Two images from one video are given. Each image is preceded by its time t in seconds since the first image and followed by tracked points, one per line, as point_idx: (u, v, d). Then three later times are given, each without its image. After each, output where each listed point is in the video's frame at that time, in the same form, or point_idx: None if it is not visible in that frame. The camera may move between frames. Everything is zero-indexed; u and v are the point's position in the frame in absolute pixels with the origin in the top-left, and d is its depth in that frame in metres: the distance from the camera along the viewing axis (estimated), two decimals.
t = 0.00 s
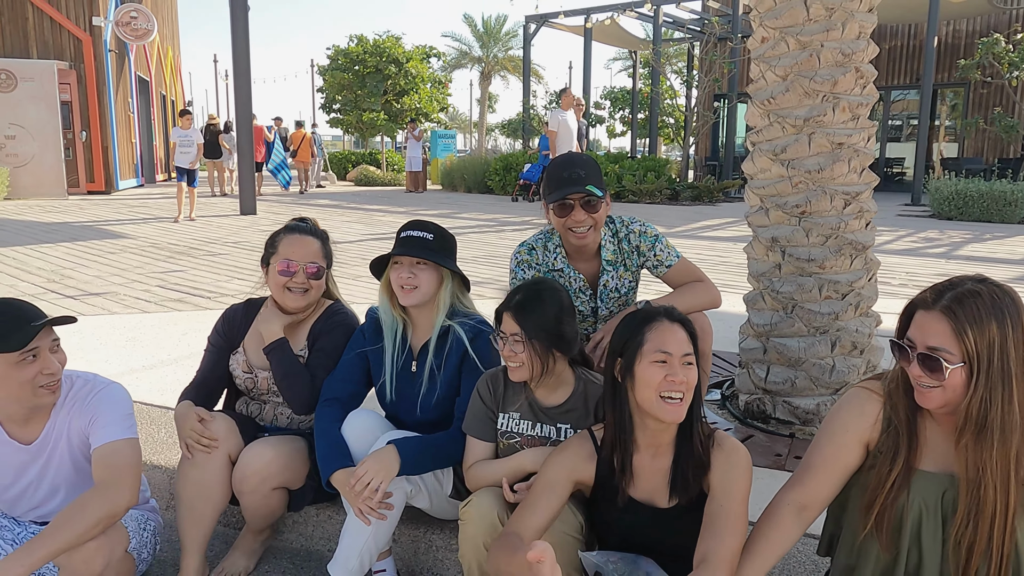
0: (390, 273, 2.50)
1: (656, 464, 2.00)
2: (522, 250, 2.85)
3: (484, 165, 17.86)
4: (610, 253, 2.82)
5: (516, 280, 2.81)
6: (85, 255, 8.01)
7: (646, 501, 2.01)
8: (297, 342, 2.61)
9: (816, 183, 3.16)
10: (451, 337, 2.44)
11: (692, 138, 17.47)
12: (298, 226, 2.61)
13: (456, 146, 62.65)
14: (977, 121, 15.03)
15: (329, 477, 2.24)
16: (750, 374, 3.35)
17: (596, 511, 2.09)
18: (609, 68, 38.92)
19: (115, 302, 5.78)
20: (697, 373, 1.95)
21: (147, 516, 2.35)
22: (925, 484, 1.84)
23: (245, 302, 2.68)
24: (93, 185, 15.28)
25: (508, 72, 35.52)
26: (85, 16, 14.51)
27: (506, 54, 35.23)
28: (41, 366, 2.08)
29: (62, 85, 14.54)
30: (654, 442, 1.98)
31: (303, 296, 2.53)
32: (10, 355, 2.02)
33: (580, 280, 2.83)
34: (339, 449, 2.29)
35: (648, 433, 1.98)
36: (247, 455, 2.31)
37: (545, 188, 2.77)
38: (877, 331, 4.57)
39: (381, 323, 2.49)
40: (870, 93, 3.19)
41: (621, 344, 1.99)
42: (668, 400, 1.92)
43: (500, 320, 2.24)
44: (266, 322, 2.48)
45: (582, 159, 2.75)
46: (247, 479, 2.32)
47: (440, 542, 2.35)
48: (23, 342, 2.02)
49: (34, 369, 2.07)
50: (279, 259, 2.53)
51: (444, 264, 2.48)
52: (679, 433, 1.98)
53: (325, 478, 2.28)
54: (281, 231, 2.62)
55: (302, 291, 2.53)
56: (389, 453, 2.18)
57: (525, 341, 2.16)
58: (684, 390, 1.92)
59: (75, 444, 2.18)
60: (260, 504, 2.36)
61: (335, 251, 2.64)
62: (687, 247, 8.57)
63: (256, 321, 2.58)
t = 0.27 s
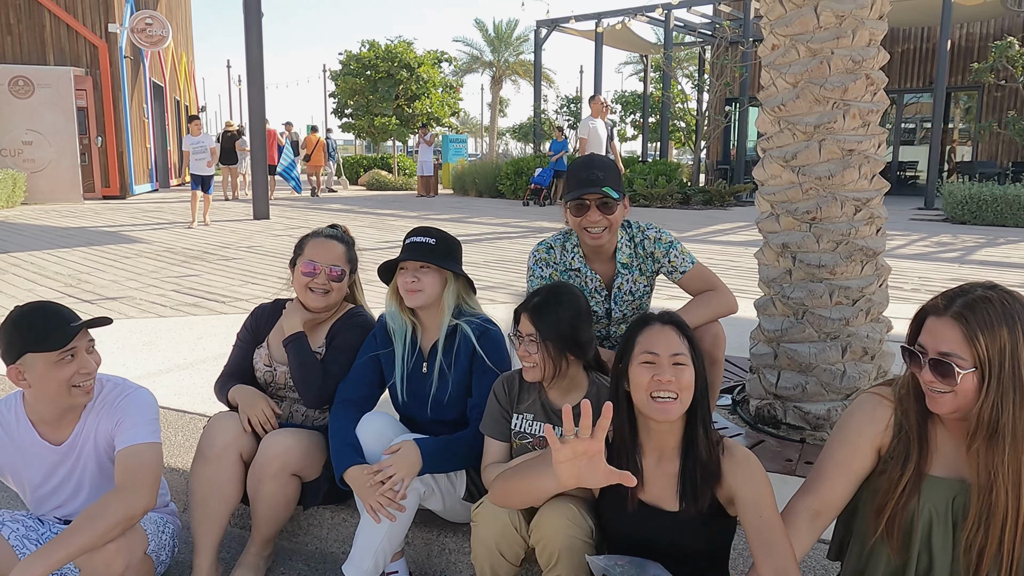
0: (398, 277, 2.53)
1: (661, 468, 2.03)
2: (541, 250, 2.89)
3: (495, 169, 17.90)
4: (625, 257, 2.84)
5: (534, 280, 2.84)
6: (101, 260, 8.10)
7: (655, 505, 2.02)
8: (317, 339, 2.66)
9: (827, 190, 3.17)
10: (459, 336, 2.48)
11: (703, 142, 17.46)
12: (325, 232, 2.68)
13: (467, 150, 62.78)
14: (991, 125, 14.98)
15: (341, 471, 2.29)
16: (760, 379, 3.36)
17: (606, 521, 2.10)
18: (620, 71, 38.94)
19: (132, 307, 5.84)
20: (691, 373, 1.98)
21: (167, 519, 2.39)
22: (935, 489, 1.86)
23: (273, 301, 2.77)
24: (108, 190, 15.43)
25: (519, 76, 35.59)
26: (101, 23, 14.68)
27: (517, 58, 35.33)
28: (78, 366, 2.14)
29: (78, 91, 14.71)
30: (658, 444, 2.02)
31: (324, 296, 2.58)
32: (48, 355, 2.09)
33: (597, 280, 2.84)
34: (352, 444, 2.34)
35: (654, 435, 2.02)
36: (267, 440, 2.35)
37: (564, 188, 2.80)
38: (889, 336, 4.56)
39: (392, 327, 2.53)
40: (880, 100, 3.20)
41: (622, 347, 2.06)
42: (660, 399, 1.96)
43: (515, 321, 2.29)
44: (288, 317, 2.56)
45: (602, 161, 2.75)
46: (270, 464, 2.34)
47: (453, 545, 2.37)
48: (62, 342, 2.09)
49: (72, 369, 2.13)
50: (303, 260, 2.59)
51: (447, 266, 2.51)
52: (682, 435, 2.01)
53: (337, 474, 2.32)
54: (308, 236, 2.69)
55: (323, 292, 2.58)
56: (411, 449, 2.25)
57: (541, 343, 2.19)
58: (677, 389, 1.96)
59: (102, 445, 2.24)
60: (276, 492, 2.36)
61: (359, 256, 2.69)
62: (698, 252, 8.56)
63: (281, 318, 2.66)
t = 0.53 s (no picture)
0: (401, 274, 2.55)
1: (662, 465, 2.04)
2: (541, 242, 2.92)
3: (503, 167, 17.92)
4: (626, 257, 2.86)
5: (532, 273, 2.90)
6: (110, 259, 8.17)
7: (656, 502, 2.04)
8: (315, 335, 2.70)
9: (826, 189, 3.18)
10: (460, 329, 2.52)
11: (711, 140, 17.42)
12: (327, 230, 2.73)
13: (476, 148, 62.79)
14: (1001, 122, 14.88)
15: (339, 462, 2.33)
16: (759, 377, 3.37)
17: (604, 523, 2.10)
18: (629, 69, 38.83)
19: (140, 305, 5.90)
20: (683, 365, 2.00)
21: (171, 514, 2.44)
22: (922, 486, 1.87)
23: (277, 298, 2.82)
24: (118, 188, 15.55)
25: (528, 74, 35.56)
26: (112, 23, 14.78)
27: (526, 56, 35.32)
28: (87, 363, 2.17)
29: (89, 91, 14.82)
30: (656, 440, 2.04)
31: (322, 291, 2.62)
32: (58, 350, 2.13)
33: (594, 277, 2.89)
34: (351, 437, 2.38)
35: (652, 432, 2.04)
36: (268, 426, 2.39)
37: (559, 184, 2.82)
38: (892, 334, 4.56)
39: (392, 321, 2.56)
40: (879, 99, 3.21)
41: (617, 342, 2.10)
42: (653, 391, 1.98)
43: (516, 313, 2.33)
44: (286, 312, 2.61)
45: (590, 163, 2.73)
46: (272, 447, 2.37)
47: (450, 541, 2.41)
48: (70, 340, 2.13)
49: (81, 367, 2.16)
50: (303, 256, 2.64)
51: (446, 264, 2.55)
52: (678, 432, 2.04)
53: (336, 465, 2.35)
54: (309, 234, 2.74)
55: (321, 287, 2.63)
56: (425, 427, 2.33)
57: (541, 336, 2.24)
58: (671, 381, 1.98)
59: (113, 440, 2.28)
60: (289, 480, 2.39)
61: (359, 253, 2.74)
62: (704, 250, 8.56)
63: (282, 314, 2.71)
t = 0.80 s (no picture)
0: (401, 257, 2.56)
1: (648, 458, 2.04)
2: (527, 227, 3.04)
3: (505, 158, 17.91)
4: (607, 242, 2.91)
5: (516, 253, 3.02)
6: (111, 249, 8.21)
7: (639, 496, 2.04)
8: (296, 327, 2.70)
9: (813, 177, 3.19)
10: (454, 313, 2.56)
11: (713, 131, 17.37)
12: (300, 219, 2.75)
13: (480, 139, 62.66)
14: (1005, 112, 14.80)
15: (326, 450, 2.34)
16: (747, 365, 3.39)
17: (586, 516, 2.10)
18: (633, 60, 38.67)
19: (139, 295, 5.93)
20: (672, 356, 2.01)
21: (158, 500, 2.46)
22: (888, 466, 1.93)
23: (252, 292, 2.81)
24: (121, 180, 15.60)
25: (531, 65, 35.45)
26: (113, 14, 14.80)
27: (529, 47, 35.21)
28: (59, 351, 2.19)
29: (90, 82, 14.85)
30: (642, 433, 2.05)
31: (297, 279, 2.63)
32: (37, 331, 2.17)
33: (574, 260, 2.97)
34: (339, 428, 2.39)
35: (638, 422, 2.05)
36: (255, 427, 2.40)
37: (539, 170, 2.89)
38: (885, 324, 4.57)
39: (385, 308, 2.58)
40: (867, 88, 3.21)
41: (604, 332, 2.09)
42: (641, 381, 1.99)
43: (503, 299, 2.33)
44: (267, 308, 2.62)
45: (561, 148, 2.77)
46: (266, 442, 2.39)
47: (434, 525, 2.45)
48: (42, 323, 2.16)
49: (53, 351, 2.19)
50: (275, 244, 2.65)
51: (448, 245, 2.59)
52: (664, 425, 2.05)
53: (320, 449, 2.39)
54: (283, 223, 2.76)
55: (296, 274, 2.63)
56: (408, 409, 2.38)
57: (542, 319, 2.25)
58: (659, 372, 1.99)
59: (105, 426, 2.31)
60: (282, 476, 2.42)
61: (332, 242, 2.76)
62: (703, 241, 8.56)
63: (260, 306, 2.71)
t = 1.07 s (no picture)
0: (394, 248, 2.58)
1: (628, 449, 2.06)
2: (513, 221, 3.05)
3: (505, 152, 17.91)
4: (593, 237, 2.94)
5: (503, 248, 3.03)
6: (111, 243, 8.24)
7: (621, 485, 2.06)
8: (270, 327, 2.69)
9: (803, 168, 3.20)
10: (439, 305, 2.57)
11: (715, 125, 17.34)
12: (274, 212, 2.73)
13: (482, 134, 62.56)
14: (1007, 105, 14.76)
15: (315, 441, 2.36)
16: (738, 356, 3.40)
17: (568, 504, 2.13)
18: (635, 55, 38.56)
19: (136, 288, 5.95)
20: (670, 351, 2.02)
21: (149, 487, 2.48)
22: (868, 448, 1.96)
23: (227, 287, 2.78)
24: (122, 175, 15.63)
25: (533, 59, 35.38)
26: (113, 8, 14.79)
27: (530, 42, 35.15)
28: (35, 337, 2.22)
29: (91, 76, 14.86)
30: (625, 424, 2.06)
31: (272, 275, 2.60)
32: (20, 314, 2.23)
33: (560, 254, 3.00)
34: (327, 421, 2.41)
35: (622, 413, 2.06)
36: (239, 429, 2.41)
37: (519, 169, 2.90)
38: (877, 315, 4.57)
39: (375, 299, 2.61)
40: (857, 79, 3.21)
41: (597, 324, 2.07)
42: (639, 376, 1.98)
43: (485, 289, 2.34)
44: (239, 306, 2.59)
45: (543, 142, 2.78)
46: (248, 444, 2.40)
47: (422, 512, 2.47)
48: (24, 304, 2.21)
49: (30, 336, 2.22)
50: (250, 238, 2.62)
51: (443, 240, 2.61)
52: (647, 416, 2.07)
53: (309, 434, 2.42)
54: (256, 217, 2.73)
55: (271, 270, 2.61)
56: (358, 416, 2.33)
57: (524, 311, 2.26)
58: (657, 367, 1.99)
59: (96, 414, 2.33)
60: (268, 472, 2.43)
61: (307, 235, 2.74)
62: (701, 234, 8.56)
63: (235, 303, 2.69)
